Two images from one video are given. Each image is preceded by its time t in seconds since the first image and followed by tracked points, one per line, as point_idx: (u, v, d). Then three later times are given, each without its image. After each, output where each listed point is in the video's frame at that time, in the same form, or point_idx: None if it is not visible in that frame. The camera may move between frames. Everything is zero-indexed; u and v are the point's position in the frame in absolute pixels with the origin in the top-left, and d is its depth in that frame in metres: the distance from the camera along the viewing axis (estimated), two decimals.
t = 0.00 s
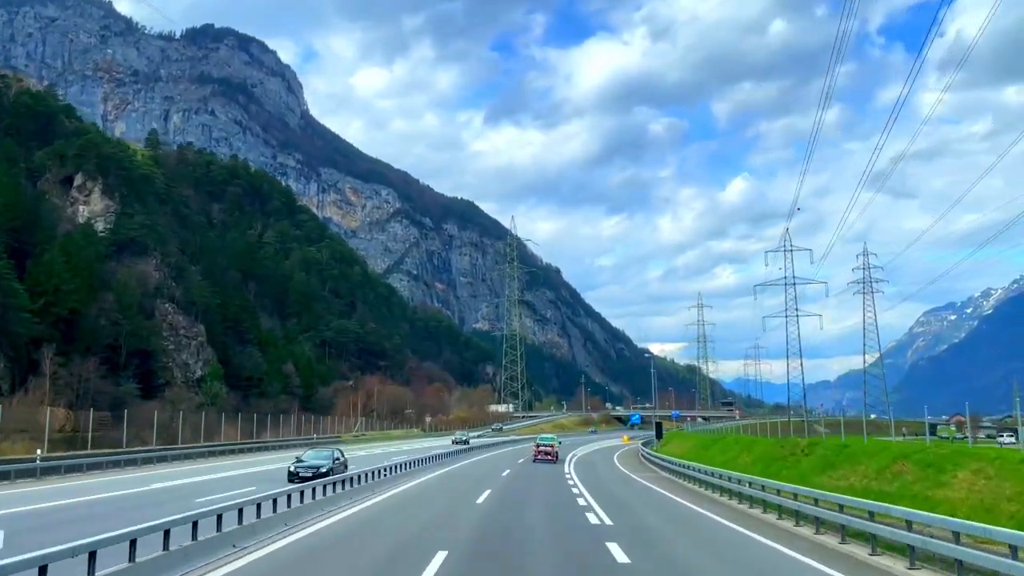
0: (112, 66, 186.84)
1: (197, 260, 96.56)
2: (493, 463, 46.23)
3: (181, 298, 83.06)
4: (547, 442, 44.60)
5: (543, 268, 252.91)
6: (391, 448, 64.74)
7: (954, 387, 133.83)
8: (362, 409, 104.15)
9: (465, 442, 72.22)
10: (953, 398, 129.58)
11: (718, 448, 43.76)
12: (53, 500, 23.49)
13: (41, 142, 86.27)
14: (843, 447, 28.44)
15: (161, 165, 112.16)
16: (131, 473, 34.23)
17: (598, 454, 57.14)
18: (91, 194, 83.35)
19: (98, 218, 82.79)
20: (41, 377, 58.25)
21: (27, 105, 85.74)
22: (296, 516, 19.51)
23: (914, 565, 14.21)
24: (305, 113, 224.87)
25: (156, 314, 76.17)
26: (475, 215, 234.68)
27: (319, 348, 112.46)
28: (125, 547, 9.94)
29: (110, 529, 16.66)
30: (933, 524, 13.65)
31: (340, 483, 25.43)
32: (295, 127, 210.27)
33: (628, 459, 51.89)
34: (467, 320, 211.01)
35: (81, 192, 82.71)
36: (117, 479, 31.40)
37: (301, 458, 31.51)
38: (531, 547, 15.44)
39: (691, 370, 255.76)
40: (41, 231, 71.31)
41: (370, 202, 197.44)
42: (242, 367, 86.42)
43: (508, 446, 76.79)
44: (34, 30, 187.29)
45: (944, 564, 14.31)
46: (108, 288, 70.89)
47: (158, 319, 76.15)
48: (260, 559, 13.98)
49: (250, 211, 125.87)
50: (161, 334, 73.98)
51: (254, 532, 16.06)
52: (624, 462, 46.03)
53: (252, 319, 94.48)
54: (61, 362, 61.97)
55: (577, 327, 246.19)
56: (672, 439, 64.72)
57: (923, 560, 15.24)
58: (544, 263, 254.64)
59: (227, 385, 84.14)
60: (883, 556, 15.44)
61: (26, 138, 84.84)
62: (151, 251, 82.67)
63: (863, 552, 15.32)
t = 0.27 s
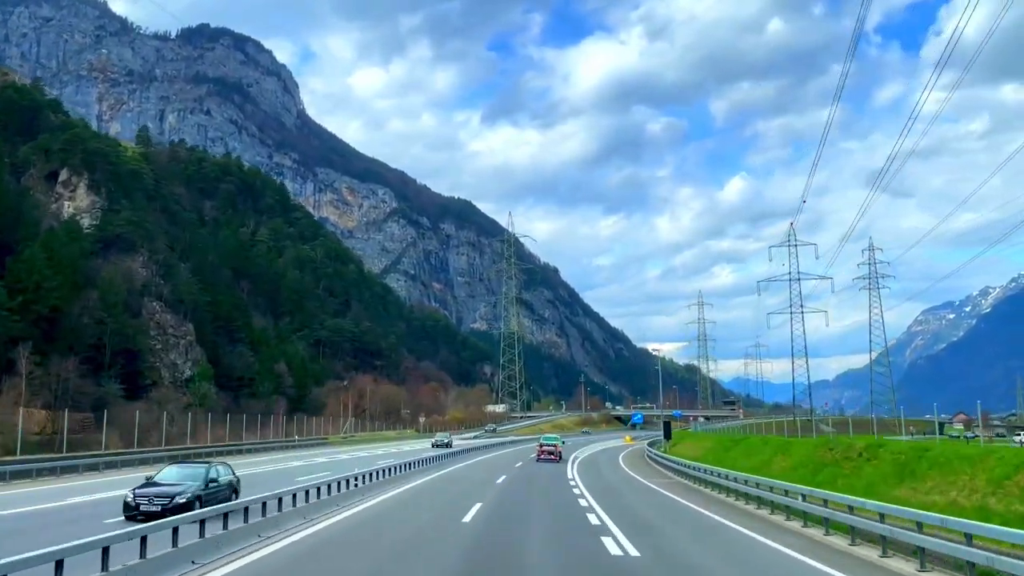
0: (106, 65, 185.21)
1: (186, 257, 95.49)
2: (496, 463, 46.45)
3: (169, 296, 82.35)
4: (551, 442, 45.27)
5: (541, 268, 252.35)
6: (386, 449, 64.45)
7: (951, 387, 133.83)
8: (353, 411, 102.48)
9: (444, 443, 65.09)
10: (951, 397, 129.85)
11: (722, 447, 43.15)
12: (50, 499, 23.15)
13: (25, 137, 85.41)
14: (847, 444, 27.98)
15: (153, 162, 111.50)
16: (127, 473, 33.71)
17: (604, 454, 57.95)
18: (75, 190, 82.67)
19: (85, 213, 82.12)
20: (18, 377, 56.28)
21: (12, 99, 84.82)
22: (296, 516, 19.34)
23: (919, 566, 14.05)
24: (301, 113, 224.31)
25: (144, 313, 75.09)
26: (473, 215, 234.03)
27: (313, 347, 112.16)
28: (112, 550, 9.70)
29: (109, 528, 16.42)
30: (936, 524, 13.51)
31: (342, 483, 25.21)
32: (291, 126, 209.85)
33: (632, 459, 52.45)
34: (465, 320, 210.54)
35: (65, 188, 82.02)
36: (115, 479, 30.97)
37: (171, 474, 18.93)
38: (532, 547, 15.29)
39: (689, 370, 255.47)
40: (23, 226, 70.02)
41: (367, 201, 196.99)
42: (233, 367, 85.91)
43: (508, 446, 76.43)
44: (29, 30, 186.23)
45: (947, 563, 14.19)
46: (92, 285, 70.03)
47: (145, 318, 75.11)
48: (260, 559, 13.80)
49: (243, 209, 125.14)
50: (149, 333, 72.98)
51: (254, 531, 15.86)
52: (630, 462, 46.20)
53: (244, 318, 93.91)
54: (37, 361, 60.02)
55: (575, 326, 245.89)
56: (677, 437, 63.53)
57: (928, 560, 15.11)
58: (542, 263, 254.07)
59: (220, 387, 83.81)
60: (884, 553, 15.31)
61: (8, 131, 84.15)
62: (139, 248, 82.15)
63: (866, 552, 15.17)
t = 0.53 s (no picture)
0: (101, 65, 184.37)
1: (176, 254, 94.80)
2: (498, 464, 46.22)
3: (156, 294, 81.59)
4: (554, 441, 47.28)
5: (539, 267, 251.99)
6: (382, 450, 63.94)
7: (949, 385, 134.02)
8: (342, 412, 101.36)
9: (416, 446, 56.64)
10: (950, 395, 129.73)
11: (735, 449, 42.06)
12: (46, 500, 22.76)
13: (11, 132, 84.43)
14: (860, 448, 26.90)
15: (145, 161, 110.80)
16: (123, 473, 33.20)
17: (608, 454, 58.27)
18: (60, 184, 80.93)
19: (68, 210, 79.87)
20: None
21: None
22: (297, 516, 19.05)
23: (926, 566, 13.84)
24: (297, 113, 223.83)
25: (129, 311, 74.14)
26: (470, 214, 233.56)
27: (308, 347, 111.71)
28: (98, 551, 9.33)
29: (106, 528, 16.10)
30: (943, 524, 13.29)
31: (343, 483, 24.88)
32: (287, 126, 209.23)
33: (638, 458, 52.49)
34: (462, 320, 209.85)
35: (50, 182, 80.34)
36: (111, 479, 30.51)
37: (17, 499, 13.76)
38: (536, 548, 15.02)
39: (688, 369, 255.48)
40: (7, 221, 68.95)
41: (363, 201, 196.36)
42: (223, 367, 84.83)
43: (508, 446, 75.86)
44: (22, 30, 185.25)
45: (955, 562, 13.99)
46: (74, 283, 69.03)
47: (132, 316, 74.21)
48: (260, 560, 13.51)
49: (237, 206, 124.52)
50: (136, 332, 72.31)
51: (254, 531, 15.57)
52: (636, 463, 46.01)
53: (236, 316, 93.27)
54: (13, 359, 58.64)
55: (573, 326, 245.32)
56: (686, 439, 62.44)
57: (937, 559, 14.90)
58: (539, 262, 253.57)
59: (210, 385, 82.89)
60: (892, 552, 15.08)
61: None
62: (124, 244, 82.24)
63: (874, 551, 14.96)
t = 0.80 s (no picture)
0: (95, 65, 183.53)
1: (165, 252, 94.50)
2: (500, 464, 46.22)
3: (143, 292, 80.86)
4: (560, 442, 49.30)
5: (537, 267, 251.50)
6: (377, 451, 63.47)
7: (947, 384, 133.78)
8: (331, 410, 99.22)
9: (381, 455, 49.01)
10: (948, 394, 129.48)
11: (763, 451, 39.88)
12: (40, 504, 22.58)
13: None
14: (920, 455, 24.49)
15: (136, 158, 110.29)
16: (112, 478, 32.90)
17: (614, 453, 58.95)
18: (46, 179, 80.44)
19: (52, 203, 79.73)
20: None
21: None
22: (299, 518, 18.85)
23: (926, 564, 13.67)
24: (293, 113, 223.48)
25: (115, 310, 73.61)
26: (467, 214, 233.02)
27: (301, 346, 111.53)
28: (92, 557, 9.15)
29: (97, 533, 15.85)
30: (949, 521, 13.11)
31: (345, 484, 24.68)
32: (283, 126, 208.65)
33: (645, 458, 52.81)
34: (460, 320, 209.17)
35: (34, 178, 79.70)
36: (101, 483, 30.26)
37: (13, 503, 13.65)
38: (535, 548, 14.87)
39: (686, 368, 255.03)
40: None
41: (360, 201, 195.74)
42: (213, 366, 84.67)
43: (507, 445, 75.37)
44: (16, 29, 184.25)
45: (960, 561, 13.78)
46: (57, 280, 68.17)
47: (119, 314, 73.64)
48: (258, 562, 13.28)
49: (228, 203, 124.13)
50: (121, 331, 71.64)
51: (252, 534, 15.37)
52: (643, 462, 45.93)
53: (227, 314, 92.78)
54: None
55: (571, 325, 244.82)
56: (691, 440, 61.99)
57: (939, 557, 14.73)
58: (537, 262, 253.03)
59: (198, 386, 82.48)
60: (894, 551, 14.92)
61: None
62: (110, 241, 80.87)
63: (877, 548, 14.80)
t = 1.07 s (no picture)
0: (90, 65, 182.92)
1: (155, 249, 93.92)
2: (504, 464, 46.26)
3: (129, 288, 79.96)
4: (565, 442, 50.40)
5: (535, 266, 251.04)
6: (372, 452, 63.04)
7: (945, 382, 133.50)
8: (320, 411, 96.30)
9: (329, 461, 39.54)
10: (947, 393, 129.21)
11: (778, 451, 38.46)
12: (34, 506, 22.40)
13: None
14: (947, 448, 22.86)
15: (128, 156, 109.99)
16: (107, 479, 32.71)
17: (625, 455, 58.41)
18: (28, 173, 79.71)
19: (34, 198, 79.03)
20: None
21: None
22: (299, 519, 18.58)
23: (932, 563, 13.36)
24: (289, 112, 223.11)
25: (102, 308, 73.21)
26: (465, 214, 232.44)
27: (294, 344, 111.29)
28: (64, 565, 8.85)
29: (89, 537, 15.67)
30: (953, 520, 12.82)
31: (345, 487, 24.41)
32: (280, 126, 208.24)
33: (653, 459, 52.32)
34: (457, 320, 208.65)
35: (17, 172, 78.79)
36: (95, 484, 30.07)
37: None
38: (534, 549, 14.59)
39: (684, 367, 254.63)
40: None
41: (357, 201, 195.18)
42: (202, 366, 84.09)
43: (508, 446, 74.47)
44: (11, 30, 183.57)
45: (967, 559, 13.46)
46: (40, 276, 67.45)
47: (103, 313, 73.16)
48: (250, 564, 13.04)
49: (220, 201, 123.69)
50: (105, 330, 71.69)
51: (248, 536, 15.14)
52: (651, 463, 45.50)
53: (218, 313, 92.33)
54: None
55: (569, 325, 244.40)
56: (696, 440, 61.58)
57: (946, 556, 14.42)
58: (535, 262, 252.52)
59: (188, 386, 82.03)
60: (900, 549, 14.59)
61: None
62: (96, 238, 80.06)
63: (881, 547, 14.50)
